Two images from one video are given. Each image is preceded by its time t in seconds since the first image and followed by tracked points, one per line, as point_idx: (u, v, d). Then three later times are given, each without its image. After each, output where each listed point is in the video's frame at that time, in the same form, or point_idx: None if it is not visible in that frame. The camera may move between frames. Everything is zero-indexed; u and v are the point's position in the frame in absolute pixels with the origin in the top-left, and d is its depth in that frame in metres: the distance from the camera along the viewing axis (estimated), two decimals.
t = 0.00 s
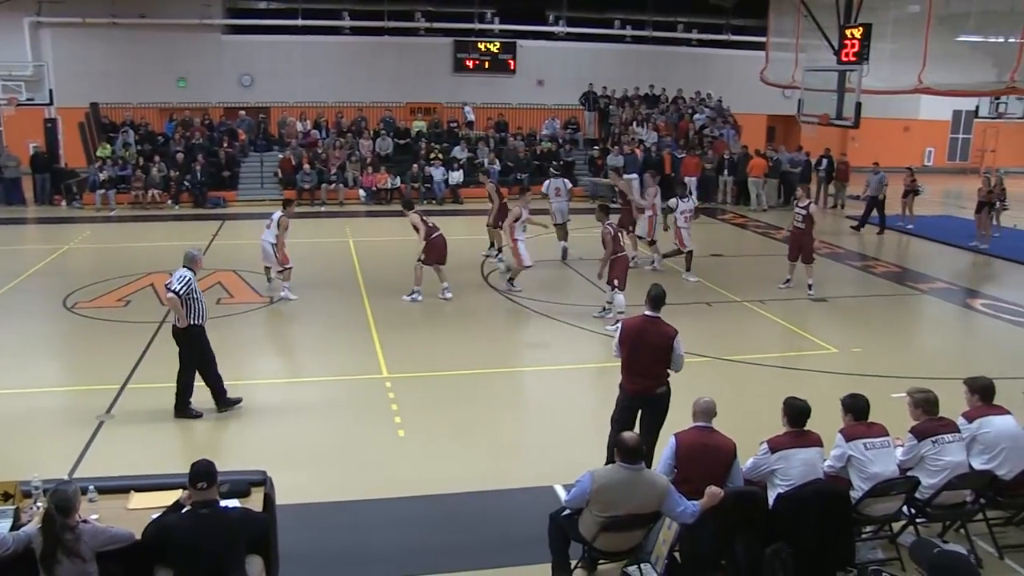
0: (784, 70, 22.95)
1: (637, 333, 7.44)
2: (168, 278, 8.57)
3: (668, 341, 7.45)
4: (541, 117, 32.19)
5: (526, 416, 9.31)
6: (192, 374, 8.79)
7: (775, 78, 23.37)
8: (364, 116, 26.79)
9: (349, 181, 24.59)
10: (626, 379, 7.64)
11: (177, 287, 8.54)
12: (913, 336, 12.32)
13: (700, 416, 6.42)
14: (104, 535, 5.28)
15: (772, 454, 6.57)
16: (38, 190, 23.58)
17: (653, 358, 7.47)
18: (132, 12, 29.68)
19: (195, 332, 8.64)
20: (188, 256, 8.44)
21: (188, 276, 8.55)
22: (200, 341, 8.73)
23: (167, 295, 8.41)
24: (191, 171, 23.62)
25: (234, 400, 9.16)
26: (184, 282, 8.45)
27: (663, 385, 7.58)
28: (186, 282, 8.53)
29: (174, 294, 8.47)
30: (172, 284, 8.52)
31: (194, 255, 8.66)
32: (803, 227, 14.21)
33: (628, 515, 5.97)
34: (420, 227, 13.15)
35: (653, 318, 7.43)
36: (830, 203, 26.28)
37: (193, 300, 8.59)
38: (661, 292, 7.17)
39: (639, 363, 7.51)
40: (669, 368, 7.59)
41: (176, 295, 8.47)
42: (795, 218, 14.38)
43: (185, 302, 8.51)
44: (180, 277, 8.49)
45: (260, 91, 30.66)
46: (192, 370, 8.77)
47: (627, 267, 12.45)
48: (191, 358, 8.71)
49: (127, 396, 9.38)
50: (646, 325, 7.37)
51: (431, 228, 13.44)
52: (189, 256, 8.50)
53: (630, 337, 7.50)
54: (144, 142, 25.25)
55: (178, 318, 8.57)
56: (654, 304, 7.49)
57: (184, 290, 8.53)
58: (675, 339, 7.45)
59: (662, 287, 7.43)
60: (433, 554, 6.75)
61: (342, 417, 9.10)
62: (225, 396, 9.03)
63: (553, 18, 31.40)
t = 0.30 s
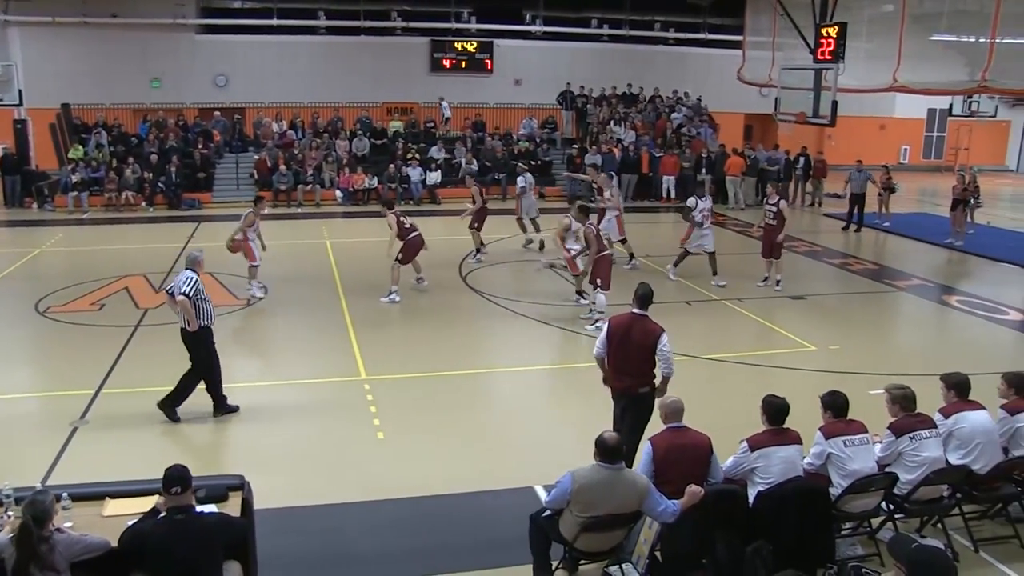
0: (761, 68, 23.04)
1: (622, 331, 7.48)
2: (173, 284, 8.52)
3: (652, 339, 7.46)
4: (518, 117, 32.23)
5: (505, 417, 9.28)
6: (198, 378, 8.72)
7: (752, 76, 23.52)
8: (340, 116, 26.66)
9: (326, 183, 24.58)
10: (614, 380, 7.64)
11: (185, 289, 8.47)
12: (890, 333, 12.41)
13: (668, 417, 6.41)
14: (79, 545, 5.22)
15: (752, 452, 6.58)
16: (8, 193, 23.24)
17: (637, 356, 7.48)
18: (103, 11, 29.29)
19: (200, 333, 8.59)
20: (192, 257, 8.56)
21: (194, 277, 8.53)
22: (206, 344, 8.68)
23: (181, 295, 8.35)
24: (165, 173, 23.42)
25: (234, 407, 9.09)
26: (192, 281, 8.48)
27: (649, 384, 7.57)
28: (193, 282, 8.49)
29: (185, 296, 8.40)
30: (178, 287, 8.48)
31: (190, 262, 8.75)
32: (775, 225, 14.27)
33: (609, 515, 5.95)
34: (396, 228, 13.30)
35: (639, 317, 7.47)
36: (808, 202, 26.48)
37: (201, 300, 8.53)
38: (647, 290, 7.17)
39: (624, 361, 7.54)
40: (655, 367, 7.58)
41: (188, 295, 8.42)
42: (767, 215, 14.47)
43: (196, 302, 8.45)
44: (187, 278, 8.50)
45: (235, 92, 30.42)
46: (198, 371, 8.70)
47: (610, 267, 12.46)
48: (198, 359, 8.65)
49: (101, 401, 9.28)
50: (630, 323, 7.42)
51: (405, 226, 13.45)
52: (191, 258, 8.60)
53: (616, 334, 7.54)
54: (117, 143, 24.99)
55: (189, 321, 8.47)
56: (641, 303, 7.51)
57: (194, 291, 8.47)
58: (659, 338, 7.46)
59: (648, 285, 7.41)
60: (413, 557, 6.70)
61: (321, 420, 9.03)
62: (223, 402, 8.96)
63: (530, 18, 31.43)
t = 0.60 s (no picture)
0: (745, 66, 22.99)
1: (616, 329, 7.50)
2: (174, 281, 8.42)
3: (645, 339, 7.42)
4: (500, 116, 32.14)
5: (489, 420, 9.18)
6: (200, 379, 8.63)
7: (736, 73, 23.37)
8: (320, 116, 26.47)
9: (306, 184, 24.41)
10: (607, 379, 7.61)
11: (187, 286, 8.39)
12: (878, 333, 12.37)
13: (644, 421, 6.33)
14: (54, 556, 5.07)
15: (739, 455, 6.48)
16: None
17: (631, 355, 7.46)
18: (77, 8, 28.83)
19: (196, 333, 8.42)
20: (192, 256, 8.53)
21: (196, 276, 8.47)
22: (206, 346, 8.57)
23: (183, 291, 8.25)
24: (142, 174, 23.19)
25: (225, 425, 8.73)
26: (194, 279, 8.41)
27: (642, 385, 7.51)
28: (196, 280, 8.42)
29: (189, 292, 8.30)
30: (179, 284, 8.38)
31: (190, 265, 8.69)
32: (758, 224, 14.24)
33: (597, 519, 5.83)
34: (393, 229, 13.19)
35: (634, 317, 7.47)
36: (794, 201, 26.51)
37: (202, 299, 8.44)
38: (639, 287, 7.22)
39: (618, 360, 7.54)
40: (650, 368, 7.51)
41: (191, 292, 8.31)
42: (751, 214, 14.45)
43: (199, 299, 8.36)
44: (189, 275, 8.42)
45: (213, 91, 30.10)
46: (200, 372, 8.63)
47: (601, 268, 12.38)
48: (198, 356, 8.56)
49: (76, 407, 9.12)
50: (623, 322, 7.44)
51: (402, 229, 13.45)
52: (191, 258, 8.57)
53: (610, 334, 7.56)
54: (92, 144, 24.70)
55: (189, 319, 8.33)
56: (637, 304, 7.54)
57: (197, 289, 8.39)
58: (653, 337, 7.41)
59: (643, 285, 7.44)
60: (394, 563, 6.58)
61: (304, 425, 8.89)
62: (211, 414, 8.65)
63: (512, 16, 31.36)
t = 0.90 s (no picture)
0: (739, 66, 22.88)
1: (625, 330, 7.48)
2: (188, 289, 8.26)
3: (654, 338, 7.39)
4: (491, 117, 32.01)
5: (481, 426, 9.06)
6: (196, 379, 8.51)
7: (730, 72, 23.22)
8: (308, 117, 26.28)
9: (295, 186, 24.24)
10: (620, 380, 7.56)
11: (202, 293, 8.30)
12: (876, 335, 12.27)
13: (638, 425, 6.24)
14: (37, 564, 4.92)
15: (735, 460, 6.38)
16: None
17: (641, 354, 7.42)
18: (60, 7, 28.24)
19: (207, 341, 8.38)
20: (197, 261, 8.40)
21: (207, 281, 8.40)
22: (210, 349, 8.45)
23: (204, 300, 8.16)
24: (128, 176, 23.02)
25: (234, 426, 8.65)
26: (206, 286, 8.34)
27: (656, 384, 7.47)
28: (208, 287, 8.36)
29: (208, 300, 8.25)
30: (194, 292, 8.26)
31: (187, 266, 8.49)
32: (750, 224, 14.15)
33: (589, 525, 5.70)
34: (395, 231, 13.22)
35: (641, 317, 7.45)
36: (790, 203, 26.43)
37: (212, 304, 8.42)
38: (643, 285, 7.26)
39: (629, 361, 7.50)
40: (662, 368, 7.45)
41: (209, 300, 8.27)
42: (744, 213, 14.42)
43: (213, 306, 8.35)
44: (201, 282, 8.32)
45: (200, 92, 29.74)
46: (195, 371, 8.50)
47: (603, 274, 12.11)
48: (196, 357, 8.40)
49: (60, 414, 8.99)
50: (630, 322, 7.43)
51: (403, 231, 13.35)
52: (192, 263, 8.39)
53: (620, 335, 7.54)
54: (76, 145, 24.43)
55: (204, 326, 8.30)
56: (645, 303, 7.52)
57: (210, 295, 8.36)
58: (662, 336, 7.39)
59: (649, 284, 7.44)
60: (383, 570, 6.46)
61: (294, 431, 8.77)
62: (225, 418, 8.56)
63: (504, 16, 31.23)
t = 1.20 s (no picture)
0: (743, 67, 22.74)
1: (646, 334, 7.57)
2: (208, 296, 8.04)
3: (676, 341, 7.50)
4: (490, 119, 31.90)
5: (481, 433, 8.91)
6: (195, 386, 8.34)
7: (735, 73, 23.14)
8: (305, 119, 26.14)
9: (291, 189, 24.13)
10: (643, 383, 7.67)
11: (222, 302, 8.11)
12: (882, 340, 12.13)
13: (644, 432, 6.09)
14: None
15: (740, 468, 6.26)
16: None
17: (663, 357, 7.52)
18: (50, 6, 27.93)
19: (219, 347, 8.22)
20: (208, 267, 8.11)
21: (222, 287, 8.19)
22: (214, 356, 8.24)
23: (229, 310, 7.99)
24: (121, 178, 22.93)
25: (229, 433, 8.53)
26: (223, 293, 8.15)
27: (678, 385, 7.60)
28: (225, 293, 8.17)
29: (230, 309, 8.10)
30: (213, 302, 8.04)
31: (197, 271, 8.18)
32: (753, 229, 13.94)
33: (593, 534, 5.54)
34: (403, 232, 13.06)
35: (660, 321, 7.56)
36: (794, 204, 26.34)
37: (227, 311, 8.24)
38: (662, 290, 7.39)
39: (650, 364, 7.59)
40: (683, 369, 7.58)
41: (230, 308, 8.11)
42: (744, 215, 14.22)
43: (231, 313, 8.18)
44: (218, 288, 8.12)
45: (194, 93, 29.57)
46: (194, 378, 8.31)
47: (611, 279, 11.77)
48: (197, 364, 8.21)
49: (51, 423, 8.84)
50: (651, 326, 7.54)
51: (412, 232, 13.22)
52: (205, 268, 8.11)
53: (641, 339, 7.62)
54: (67, 147, 24.22)
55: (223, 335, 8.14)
56: (662, 306, 7.62)
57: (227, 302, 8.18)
58: (684, 337, 7.51)
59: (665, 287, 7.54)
60: None
61: (290, 439, 8.61)
62: (220, 428, 8.41)
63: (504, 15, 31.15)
